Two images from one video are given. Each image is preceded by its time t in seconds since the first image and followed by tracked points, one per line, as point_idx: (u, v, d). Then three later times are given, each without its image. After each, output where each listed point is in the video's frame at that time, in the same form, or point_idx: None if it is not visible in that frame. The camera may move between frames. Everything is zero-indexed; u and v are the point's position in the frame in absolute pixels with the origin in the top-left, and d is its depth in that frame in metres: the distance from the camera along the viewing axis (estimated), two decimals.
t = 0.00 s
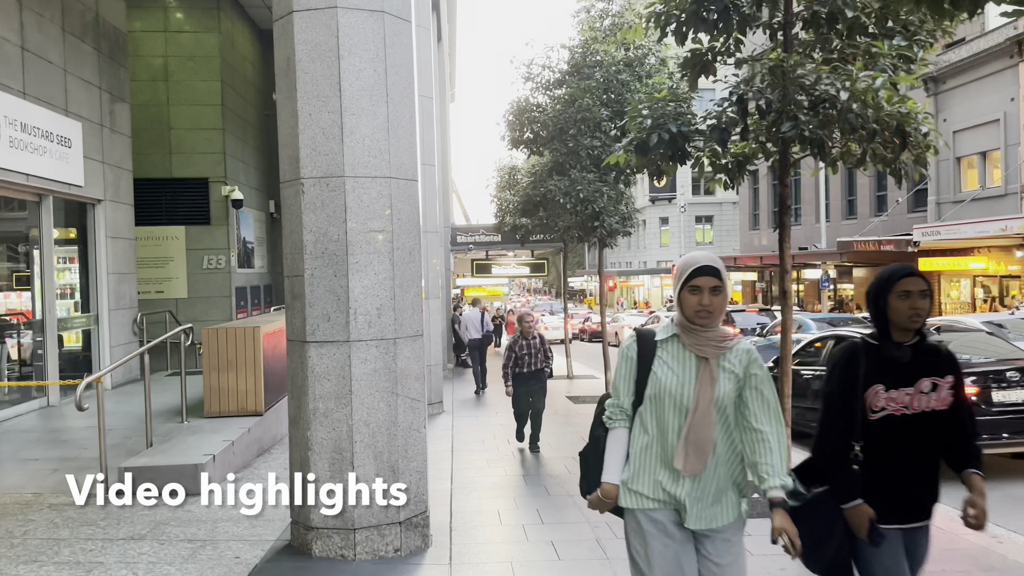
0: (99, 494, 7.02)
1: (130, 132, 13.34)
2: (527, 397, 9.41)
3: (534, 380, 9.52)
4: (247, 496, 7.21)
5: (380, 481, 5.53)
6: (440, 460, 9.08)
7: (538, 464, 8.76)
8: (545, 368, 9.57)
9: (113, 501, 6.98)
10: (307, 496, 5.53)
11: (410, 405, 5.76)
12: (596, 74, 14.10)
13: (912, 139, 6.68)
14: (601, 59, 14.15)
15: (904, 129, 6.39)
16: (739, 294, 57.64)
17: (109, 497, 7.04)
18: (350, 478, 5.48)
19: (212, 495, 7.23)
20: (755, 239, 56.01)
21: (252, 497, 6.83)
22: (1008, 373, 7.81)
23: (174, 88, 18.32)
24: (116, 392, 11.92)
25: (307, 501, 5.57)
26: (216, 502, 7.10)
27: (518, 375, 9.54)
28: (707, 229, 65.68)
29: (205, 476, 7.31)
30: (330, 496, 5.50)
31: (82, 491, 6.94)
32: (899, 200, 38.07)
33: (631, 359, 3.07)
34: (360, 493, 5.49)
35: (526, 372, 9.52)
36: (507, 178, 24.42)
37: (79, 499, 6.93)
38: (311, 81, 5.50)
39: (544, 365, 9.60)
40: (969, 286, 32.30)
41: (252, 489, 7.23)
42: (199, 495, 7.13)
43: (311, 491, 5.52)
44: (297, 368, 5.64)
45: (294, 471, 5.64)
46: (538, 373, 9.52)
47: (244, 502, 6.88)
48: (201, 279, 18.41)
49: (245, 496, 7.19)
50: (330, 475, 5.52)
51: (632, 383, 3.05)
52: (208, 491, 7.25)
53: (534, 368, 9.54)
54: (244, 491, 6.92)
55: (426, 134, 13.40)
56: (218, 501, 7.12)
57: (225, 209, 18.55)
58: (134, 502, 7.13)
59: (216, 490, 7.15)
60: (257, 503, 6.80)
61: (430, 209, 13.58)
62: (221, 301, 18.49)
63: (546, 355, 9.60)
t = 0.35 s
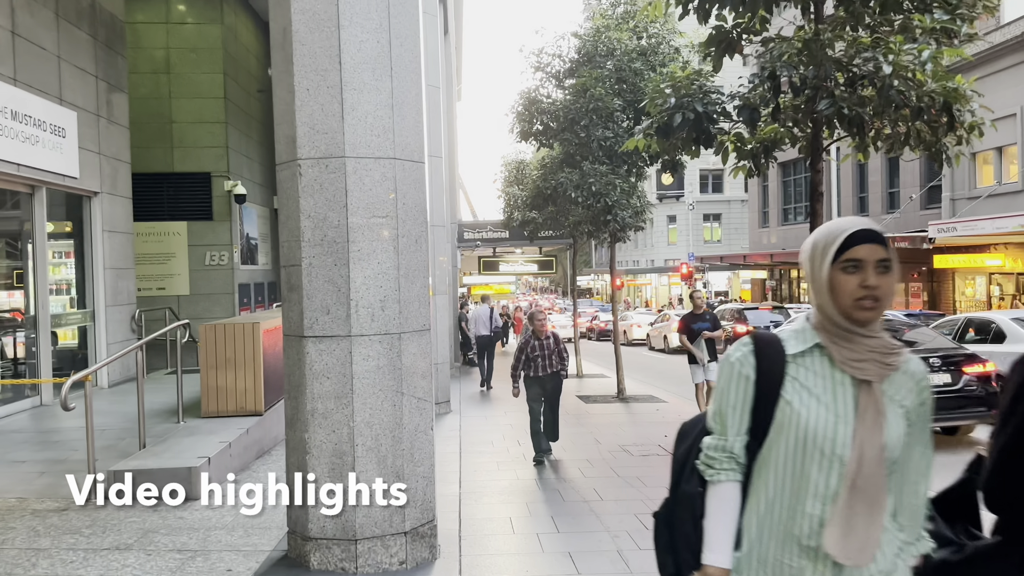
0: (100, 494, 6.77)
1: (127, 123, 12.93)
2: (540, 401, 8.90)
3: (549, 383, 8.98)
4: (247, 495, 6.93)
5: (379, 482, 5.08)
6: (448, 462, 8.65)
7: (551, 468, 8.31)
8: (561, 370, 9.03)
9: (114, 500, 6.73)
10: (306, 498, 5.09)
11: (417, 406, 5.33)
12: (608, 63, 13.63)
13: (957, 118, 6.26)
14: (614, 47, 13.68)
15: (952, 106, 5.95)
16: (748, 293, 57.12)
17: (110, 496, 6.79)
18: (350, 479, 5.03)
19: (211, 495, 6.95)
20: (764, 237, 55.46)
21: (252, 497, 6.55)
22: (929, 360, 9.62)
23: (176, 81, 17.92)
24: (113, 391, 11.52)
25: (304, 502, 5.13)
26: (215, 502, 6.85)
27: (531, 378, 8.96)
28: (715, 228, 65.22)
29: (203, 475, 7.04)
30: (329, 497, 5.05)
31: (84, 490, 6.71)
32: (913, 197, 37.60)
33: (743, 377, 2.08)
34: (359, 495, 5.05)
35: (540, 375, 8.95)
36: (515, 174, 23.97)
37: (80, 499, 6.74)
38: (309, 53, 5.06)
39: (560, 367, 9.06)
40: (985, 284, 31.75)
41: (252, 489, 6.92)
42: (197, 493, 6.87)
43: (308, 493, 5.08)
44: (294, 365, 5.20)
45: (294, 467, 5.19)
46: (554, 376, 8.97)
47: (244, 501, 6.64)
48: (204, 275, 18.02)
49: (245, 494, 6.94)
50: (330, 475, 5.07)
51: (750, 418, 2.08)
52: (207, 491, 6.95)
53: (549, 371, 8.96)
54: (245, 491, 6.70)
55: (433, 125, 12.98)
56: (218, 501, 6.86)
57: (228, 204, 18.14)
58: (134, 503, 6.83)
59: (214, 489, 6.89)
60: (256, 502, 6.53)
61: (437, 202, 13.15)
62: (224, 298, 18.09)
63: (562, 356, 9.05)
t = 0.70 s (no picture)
0: (101, 493, 6.52)
1: (119, 120, 12.50)
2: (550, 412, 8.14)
3: (559, 392, 8.14)
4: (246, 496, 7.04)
5: (380, 483, 4.63)
6: (451, 475, 8.17)
7: (560, 483, 7.83)
8: (572, 378, 8.20)
9: (114, 500, 6.50)
10: (303, 498, 4.56)
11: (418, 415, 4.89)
12: (617, 56, 13.16)
13: (1006, 106, 5.77)
14: (623, 40, 13.20)
15: (1003, 93, 5.46)
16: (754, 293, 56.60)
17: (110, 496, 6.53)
18: (351, 479, 4.57)
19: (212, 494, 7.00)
20: (770, 237, 54.93)
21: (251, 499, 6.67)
22: (871, 357, 11.18)
23: (172, 77, 17.47)
24: (102, 397, 11.06)
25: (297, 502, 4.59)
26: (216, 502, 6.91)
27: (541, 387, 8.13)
28: (720, 228, 64.84)
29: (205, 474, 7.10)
30: (329, 494, 4.54)
31: (84, 489, 6.47)
32: (923, 196, 37.26)
33: (1007, 459, 1.82)
34: (360, 494, 4.58)
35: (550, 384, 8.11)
36: (520, 172, 23.50)
37: (80, 499, 6.48)
38: (297, 33, 4.59)
39: (571, 374, 8.22)
40: (997, 285, 31.28)
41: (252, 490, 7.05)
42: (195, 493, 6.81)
43: (305, 490, 4.54)
44: (281, 376, 4.74)
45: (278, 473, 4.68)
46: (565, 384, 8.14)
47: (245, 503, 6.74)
48: (201, 276, 17.56)
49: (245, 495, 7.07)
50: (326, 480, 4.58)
51: (1013, 520, 1.81)
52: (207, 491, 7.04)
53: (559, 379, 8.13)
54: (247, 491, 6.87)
55: (437, 121, 12.55)
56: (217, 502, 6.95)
57: (226, 203, 17.69)
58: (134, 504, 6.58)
59: (216, 490, 6.96)
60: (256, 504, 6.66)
61: (440, 201, 12.71)
62: (222, 299, 17.61)
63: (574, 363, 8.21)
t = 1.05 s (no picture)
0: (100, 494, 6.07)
1: (109, 111, 12.07)
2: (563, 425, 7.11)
3: (579, 402, 7.08)
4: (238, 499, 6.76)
5: (381, 483, 4.21)
6: (453, 483, 7.72)
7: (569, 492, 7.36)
8: (593, 385, 7.11)
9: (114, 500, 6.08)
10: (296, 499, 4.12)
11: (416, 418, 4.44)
12: (625, 46, 12.73)
13: None
14: (630, 30, 12.78)
15: None
16: (759, 293, 56.10)
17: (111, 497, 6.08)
18: (350, 479, 4.14)
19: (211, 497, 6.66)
20: (774, 237, 54.43)
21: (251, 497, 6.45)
22: (827, 351, 11.99)
23: (168, 71, 17.05)
24: (89, 399, 10.61)
25: (288, 502, 4.13)
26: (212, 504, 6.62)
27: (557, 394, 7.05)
28: (723, 227, 64.40)
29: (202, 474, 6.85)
30: (330, 495, 4.13)
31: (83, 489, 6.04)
32: (931, 195, 36.79)
33: None
34: (359, 495, 4.16)
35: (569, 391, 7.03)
36: (523, 169, 23.04)
37: (80, 498, 6.08)
38: None
39: (591, 381, 7.16)
40: (1007, 285, 30.80)
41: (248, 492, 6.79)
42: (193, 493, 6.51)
43: (304, 491, 4.11)
44: (266, 379, 4.29)
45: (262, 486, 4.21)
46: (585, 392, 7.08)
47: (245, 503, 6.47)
48: (197, 274, 17.09)
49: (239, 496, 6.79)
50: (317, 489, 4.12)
51: None
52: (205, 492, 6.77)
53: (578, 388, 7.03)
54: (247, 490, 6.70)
55: (438, 113, 12.09)
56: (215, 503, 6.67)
57: (222, 200, 17.26)
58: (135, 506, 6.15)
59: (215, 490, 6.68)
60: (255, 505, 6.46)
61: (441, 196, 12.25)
62: (218, 298, 17.15)
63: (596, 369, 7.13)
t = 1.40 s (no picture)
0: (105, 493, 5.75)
1: (89, 102, 11.64)
2: (569, 438, 6.22)
3: (586, 415, 6.26)
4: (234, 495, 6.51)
5: (381, 482, 3.87)
6: (444, 492, 7.29)
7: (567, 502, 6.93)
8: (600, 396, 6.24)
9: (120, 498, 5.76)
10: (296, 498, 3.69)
11: (401, 422, 4.02)
12: (624, 36, 12.29)
13: None
14: (630, 19, 12.36)
15: None
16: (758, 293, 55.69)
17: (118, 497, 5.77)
18: (351, 478, 3.78)
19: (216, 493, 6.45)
20: (773, 236, 53.99)
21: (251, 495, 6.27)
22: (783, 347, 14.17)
23: (155, 63, 16.33)
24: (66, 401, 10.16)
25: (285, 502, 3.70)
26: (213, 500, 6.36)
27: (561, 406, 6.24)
28: (722, 227, 64.03)
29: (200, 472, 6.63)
30: (329, 495, 3.73)
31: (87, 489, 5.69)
32: (932, 194, 36.39)
33: None
34: (360, 495, 3.81)
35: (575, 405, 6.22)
36: (520, 166, 22.57)
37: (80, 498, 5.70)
38: None
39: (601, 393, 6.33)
40: (1010, 284, 30.38)
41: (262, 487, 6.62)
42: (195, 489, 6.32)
43: (303, 492, 3.69)
44: (228, 382, 3.86)
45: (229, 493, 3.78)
46: (593, 405, 6.25)
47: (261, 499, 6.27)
48: (184, 273, 16.52)
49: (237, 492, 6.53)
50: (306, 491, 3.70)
51: None
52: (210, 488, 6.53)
53: (585, 400, 6.21)
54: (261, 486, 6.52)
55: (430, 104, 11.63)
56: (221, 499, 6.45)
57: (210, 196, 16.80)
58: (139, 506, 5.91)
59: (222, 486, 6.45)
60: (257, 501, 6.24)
61: (434, 190, 11.80)
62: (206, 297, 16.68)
63: (607, 381, 6.29)
